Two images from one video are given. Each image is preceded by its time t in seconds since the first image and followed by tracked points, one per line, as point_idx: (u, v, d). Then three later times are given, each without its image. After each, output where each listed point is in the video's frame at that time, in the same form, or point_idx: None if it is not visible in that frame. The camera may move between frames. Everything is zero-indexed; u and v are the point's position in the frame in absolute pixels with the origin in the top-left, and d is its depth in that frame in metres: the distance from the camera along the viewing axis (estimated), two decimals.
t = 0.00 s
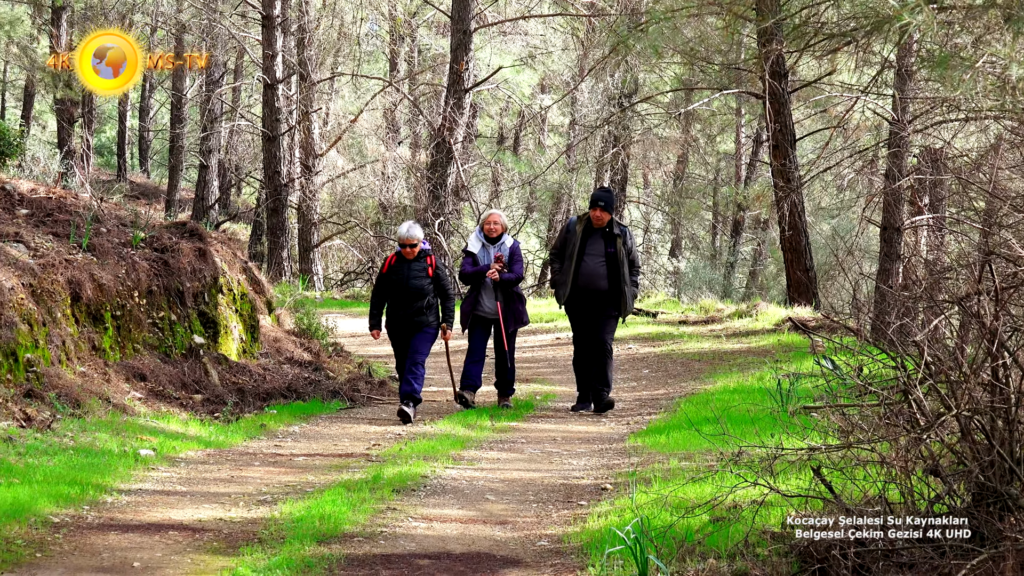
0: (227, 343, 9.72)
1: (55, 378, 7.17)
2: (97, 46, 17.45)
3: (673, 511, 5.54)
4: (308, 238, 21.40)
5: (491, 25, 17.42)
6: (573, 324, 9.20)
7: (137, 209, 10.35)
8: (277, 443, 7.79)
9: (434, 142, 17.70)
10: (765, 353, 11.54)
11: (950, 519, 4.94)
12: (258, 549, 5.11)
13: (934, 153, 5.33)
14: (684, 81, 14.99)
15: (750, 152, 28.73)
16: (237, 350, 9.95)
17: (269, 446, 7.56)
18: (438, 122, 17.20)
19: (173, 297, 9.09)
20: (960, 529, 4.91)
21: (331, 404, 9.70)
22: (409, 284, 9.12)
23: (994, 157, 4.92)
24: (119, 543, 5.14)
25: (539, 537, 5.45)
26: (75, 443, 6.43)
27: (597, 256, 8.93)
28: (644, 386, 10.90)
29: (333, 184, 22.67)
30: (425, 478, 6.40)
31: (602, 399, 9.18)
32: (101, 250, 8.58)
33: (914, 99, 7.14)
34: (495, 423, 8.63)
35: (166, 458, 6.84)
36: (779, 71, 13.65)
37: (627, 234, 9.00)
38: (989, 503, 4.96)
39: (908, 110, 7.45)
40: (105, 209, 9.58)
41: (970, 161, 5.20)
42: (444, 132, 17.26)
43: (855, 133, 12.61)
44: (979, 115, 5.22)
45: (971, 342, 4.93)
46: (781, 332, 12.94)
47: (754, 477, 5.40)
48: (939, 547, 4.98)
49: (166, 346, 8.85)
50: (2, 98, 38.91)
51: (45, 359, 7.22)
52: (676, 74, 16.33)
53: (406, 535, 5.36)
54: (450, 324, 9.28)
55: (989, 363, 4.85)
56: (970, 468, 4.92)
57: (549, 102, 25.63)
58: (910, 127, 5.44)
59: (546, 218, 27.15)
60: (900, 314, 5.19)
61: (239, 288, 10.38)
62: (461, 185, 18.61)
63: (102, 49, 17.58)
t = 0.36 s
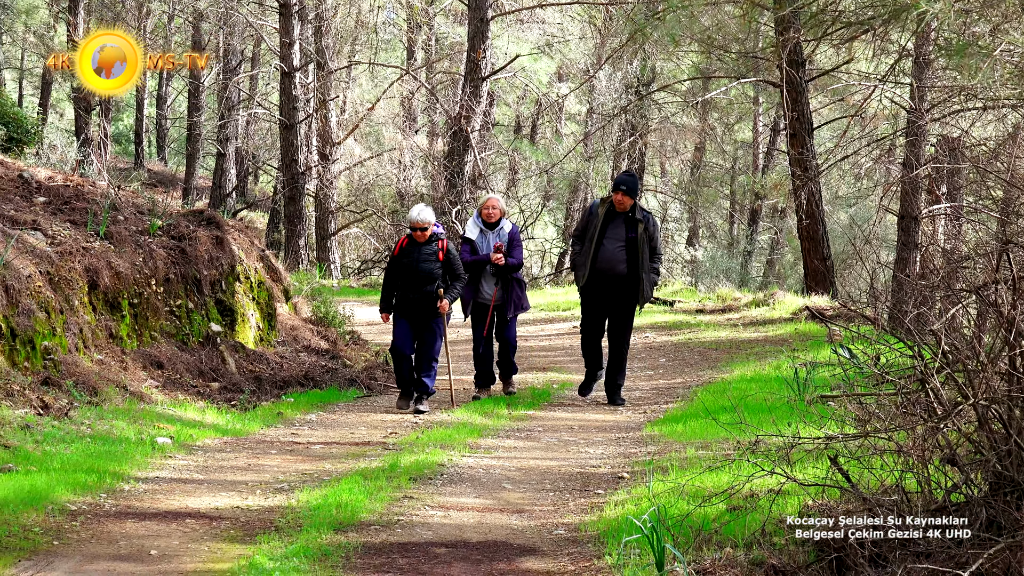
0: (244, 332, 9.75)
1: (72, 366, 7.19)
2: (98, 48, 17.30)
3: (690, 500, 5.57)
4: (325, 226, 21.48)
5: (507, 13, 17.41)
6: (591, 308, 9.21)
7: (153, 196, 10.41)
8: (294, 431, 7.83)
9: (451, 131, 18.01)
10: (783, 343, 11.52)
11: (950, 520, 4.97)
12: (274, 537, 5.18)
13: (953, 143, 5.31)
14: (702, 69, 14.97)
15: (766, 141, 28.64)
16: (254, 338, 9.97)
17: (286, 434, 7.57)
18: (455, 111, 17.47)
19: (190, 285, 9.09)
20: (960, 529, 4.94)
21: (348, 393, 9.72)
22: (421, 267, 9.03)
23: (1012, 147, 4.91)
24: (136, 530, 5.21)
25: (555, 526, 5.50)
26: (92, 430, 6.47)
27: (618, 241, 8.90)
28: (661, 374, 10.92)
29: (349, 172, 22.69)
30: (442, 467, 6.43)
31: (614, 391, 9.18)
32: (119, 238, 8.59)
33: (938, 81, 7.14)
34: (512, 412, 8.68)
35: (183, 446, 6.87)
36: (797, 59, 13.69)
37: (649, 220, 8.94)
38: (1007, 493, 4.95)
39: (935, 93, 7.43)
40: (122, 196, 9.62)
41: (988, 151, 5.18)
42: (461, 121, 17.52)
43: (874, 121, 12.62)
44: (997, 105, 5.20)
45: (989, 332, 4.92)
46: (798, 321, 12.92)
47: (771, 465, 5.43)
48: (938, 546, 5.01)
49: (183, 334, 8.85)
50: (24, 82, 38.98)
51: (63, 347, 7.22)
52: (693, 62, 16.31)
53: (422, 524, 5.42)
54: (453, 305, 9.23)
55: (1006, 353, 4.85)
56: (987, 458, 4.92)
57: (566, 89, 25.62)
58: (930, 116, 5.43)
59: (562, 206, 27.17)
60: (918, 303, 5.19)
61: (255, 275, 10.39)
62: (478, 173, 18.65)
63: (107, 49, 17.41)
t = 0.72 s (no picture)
0: (256, 319, 9.80)
1: (85, 351, 7.25)
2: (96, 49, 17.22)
3: (702, 487, 5.59)
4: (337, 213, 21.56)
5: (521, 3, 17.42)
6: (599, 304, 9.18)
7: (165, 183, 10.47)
8: (306, 417, 7.86)
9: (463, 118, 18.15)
10: (795, 330, 11.51)
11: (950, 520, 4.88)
12: (287, 523, 5.22)
13: (965, 131, 5.31)
14: (716, 58, 14.98)
15: (779, 129, 28.57)
16: (266, 325, 10.03)
17: (297, 420, 7.59)
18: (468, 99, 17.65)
19: (203, 272, 9.16)
20: (960, 530, 4.86)
21: (360, 379, 9.76)
22: (416, 260, 8.92)
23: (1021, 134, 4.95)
24: (148, 516, 5.25)
25: (567, 513, 5.53)
26: (105, 416, 6.51)
27: (621, 235, 8.86)
28: (673, 362, 10.95)
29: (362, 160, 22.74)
30: (454, 454, 6.46)
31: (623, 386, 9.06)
32: (131, 224, 8.67)
33: (958, 61, 7.15)
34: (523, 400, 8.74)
35: (195, 432, 6.90)
36: (811, 46, 13.71)
37: (651, 210, 8.90)
38: (1020, 480, 4.96)
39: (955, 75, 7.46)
40: (134, 183, 9.67)
41: (1002, 138, 5.17)
42: (474, 108, 17.68)
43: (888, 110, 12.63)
44: (1010, 92, 5.19)
45: (1001, 319, 4.91)
46: (810, 309, 12.91)
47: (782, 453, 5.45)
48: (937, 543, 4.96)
49: (196, 321, 8.91)
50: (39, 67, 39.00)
51: (74, 333, 7.29)
52: (707, 50, 16.30)
53: (434, 510, 5.46)
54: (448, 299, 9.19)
55: (1019, 341, 4.84)
56: (1000, 446, 4.92)
57: (579, 76, 25.61)
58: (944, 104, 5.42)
59: (575, 194, 27.20)
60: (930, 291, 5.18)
61: (269, 262, 10.46)
62: (491, 161, 18.68)
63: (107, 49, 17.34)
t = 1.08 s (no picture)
0: (267, 306, 9.99)
1: (95, 341, 7.32)
2: (95, 49, 16.70)
3: (713, 476, 5.61)
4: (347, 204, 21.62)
5: None
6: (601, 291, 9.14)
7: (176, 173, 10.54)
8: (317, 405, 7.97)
9: (474, 105, 18.08)
10: (806, 318, 11.52)
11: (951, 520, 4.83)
12: (299, 512, 5.25)
13: (975, 118, 5.31)
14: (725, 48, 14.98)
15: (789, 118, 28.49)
16: (277, 314, 10.20)
17: (309, 409, 7.64)
18: (477, 87, 17.60)
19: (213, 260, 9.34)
20: (959, 529, 4.80)
21: (370, 368, 9.81)
22: (409, 246, 8.92)
23: None
24: (159, 505, 5.29)
25: (579, 502, 5.59)
26: (115, 405, 6.54)
27: (625, 221, 8.83)
28: (683, 350, 11.00)
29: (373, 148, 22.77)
30: (465, 443, 6.52)
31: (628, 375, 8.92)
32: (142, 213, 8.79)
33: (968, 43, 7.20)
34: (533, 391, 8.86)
35: (206, 421, 6.93)
36: (820, 33, 13.68)
37: (655, 197, 8.88)
38: None
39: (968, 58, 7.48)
40: (144, 173, 9.72)
41: (1012, 127, 5.17)
42: (484, 96, 17.62)
43: (899, 98, 12.59)
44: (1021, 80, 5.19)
45: (1013, 307, 4.91)
46: (821, 296, 12.90)
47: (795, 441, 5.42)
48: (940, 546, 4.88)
49: (206, 309, 9.04)
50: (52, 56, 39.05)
51: (85, 322, 7.36)
52: (716, 39, 16.27)
53: (445, 499, 5.51)
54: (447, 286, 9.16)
55: None
56: (1011, 434, 4.92)
57: (589, 65, 25.60)
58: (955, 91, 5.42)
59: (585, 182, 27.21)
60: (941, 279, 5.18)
61: (279, 251, 10.66)
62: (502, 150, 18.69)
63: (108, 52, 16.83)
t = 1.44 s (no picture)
0: (282, 296, 10.30)
1: (112, 329, 7.51)
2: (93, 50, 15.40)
3: (723, 463, 5.71)
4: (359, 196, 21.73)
5: None
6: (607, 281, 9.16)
7: (191, 164, 10.64)
8: (329, 394, 8.12)
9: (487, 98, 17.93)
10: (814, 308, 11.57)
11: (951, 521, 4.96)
12: (313, 499, 5.35)
13: (983, 109, 5.36)
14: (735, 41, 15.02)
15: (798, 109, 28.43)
16: (292, 303, 10.52)
17: (323, 397, 7.86)
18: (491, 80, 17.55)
19: (229, 251, 9.64)
20: (958, 529, 4.93)
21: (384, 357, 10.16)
22: (408, 236, 8.98)
23: None
24: (176, 492, 5.41)
25: (590, 489, 5.70)
26: (133, 393, 6.70)
27: (635, 215, 8.81)
28: (692, 339, 11.06)
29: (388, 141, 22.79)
30: (478, 431, 6.64)
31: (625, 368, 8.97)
32: (157, 204, 9.04)
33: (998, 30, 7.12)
34: (543, 382, 9.01)
35: (222, 409, 7.14)
36: (830, 25, 13.67)
37: (667, 193, 8.85)
38: None
39: (981, 49, 7.57)
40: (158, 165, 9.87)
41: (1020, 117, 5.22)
42: (497, 89, 17.53)
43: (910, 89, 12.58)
44: None
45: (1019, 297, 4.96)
46: (829, 286, 12.93)
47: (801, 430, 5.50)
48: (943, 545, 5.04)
49: (222, 299, 9.34)
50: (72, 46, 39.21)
51: (102, 311, 7.57)
52: (726, 31, 16.29)
53: (458, 486, 5.61)
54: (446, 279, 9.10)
55: None
56: (1017, 422, 4.98)
57: (599, 55, 25.57)
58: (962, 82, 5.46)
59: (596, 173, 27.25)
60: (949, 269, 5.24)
61: (294, 241, 10.97)
62: (514, 141, 18.71)
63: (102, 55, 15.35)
